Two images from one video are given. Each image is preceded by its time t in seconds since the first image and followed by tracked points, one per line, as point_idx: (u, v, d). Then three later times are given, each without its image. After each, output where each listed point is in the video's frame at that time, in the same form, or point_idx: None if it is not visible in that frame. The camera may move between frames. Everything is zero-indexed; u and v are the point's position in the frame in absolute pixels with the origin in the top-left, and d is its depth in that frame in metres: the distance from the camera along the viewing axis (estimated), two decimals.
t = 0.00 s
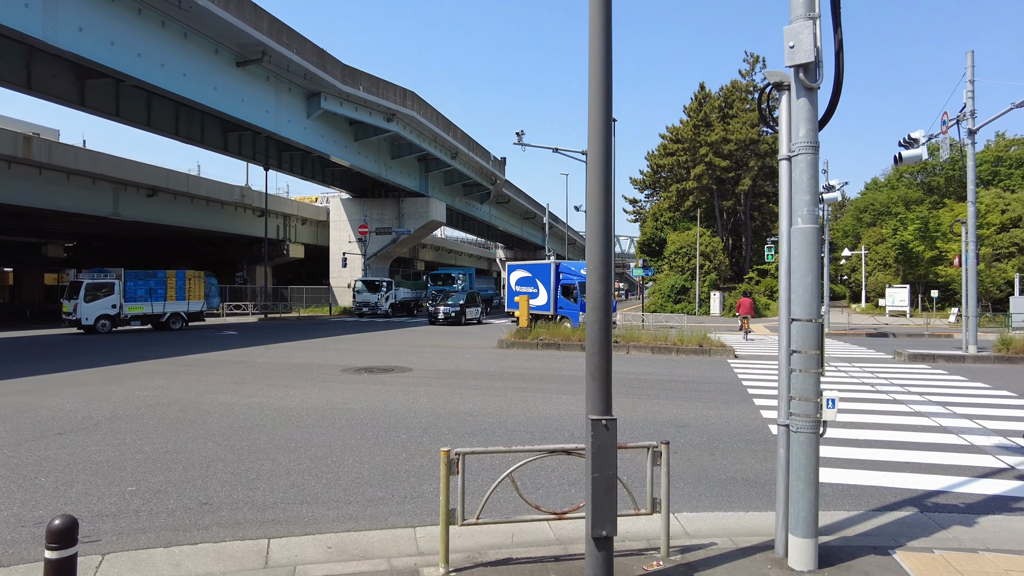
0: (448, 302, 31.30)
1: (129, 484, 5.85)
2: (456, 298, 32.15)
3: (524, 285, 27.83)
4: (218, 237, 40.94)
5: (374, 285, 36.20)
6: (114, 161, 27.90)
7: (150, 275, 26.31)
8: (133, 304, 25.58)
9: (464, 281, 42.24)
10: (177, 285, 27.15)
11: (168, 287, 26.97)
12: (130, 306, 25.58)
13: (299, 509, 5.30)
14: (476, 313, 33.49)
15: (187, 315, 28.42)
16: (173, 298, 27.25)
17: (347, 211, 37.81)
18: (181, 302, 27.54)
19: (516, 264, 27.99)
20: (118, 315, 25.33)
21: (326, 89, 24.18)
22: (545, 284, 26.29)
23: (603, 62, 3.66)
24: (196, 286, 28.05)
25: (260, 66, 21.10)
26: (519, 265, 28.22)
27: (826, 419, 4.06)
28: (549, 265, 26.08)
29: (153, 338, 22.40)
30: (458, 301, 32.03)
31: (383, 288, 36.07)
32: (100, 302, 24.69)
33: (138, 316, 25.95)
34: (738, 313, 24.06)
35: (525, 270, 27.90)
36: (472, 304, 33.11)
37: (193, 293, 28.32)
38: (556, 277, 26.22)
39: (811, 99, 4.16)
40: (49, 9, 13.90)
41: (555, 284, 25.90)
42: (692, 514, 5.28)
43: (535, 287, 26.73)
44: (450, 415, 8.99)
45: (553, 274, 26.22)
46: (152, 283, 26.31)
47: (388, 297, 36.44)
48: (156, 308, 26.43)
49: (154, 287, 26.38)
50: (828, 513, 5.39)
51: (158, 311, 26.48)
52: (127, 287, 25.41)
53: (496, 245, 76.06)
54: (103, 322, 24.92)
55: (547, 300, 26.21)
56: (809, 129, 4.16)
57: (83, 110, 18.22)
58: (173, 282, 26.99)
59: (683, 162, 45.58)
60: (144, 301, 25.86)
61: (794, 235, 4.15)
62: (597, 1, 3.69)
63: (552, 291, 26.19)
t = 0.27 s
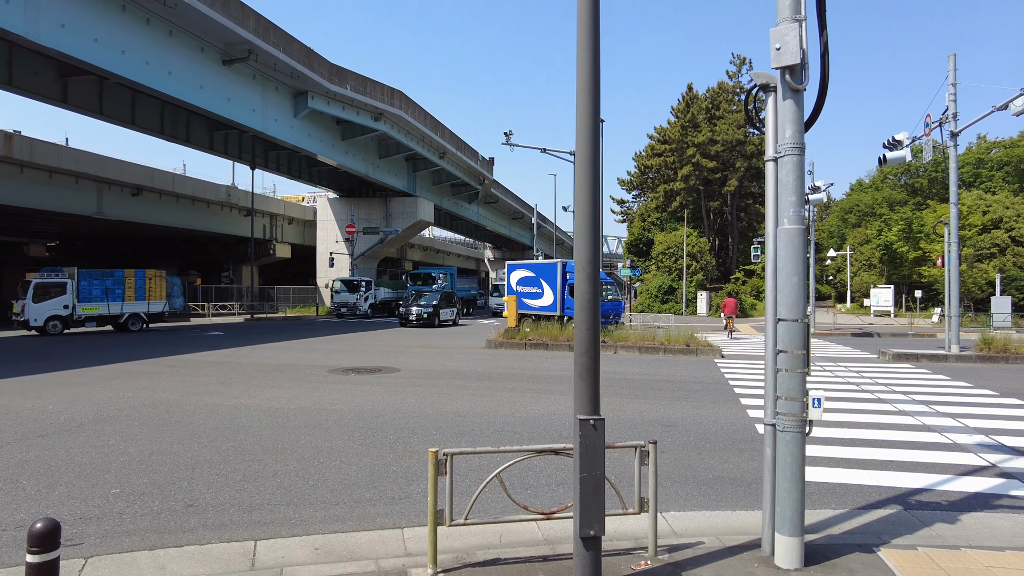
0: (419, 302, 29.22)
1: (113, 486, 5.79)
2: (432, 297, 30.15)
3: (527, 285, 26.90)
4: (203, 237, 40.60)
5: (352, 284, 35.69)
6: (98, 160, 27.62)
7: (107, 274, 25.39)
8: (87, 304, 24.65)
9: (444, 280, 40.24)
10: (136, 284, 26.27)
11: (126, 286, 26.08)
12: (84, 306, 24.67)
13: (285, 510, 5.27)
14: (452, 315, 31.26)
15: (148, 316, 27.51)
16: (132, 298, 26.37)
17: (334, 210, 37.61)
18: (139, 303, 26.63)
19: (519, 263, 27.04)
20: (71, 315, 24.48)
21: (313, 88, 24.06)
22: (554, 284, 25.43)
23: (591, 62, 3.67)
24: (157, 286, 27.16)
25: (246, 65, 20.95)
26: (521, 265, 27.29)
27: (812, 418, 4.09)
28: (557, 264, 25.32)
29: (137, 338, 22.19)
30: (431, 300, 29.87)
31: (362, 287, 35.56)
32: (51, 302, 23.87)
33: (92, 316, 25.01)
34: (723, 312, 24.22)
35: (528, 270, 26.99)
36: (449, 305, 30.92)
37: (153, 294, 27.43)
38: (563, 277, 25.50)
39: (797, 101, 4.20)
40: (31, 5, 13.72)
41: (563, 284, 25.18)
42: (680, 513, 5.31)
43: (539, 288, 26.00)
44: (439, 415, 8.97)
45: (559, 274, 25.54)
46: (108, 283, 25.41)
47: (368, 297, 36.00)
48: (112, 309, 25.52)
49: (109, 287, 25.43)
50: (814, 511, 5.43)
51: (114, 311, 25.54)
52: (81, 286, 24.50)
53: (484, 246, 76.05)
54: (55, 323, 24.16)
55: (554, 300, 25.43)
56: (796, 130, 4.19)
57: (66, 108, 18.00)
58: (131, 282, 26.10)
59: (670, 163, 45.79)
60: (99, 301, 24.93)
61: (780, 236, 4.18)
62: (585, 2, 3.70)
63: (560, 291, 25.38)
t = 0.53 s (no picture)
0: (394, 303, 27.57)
1: (103, 487, 5.74)
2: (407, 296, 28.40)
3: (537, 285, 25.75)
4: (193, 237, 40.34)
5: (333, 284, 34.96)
6: (87, 159, 27.39)
7: (65, 274, 24.53)
8: (43, 305, 23.76)
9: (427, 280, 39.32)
10: (97, 284, 25.38)
11: (85, 286, 25.19)
12: (40, 307, 23.77)
13: (277, 511, 5.24)
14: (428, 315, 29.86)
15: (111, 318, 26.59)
16: (93, 298, 25.48)
17: (325, 210, 37.45)
18: (101, 304, 25.75)
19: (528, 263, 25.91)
20: (27, 316, 23.58)
21: (304, 87, 23.96)
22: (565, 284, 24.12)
23: (584, 62, 3.67)
24: (119, 286, 26.34)
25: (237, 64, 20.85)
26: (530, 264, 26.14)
27: (803, 418, 4.11)
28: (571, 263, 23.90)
29: (127, 338, 22.02)
30: (405, 301, 28.15)
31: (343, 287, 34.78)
32: (5, 303, 23.02)
33: (49, 318, 24.10)
34: (714, 313, 24.28)
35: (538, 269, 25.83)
36: (425, 305, 29.47)
37: (116, 294, 26.53)
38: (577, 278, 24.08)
39: (788, 102, 4.22)
40: (19, 2, 13.60)
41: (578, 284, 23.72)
42: (672, 513, 5.32)
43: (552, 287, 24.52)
44: (431, 416, 8.96)
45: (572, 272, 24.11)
46: (67, 283, 24.53)
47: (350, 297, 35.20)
48: (71, 309, 24.59)
49: (68, 287, 24.54)
50: (806, 510, 5.46)
51: (73, 313, 24.60)
52: (37, 286, 23.65)
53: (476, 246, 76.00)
54: (9, 324, 23.23)
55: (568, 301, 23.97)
56: (787, 131, 4.21)
57: (54, 107, 17.85)
58: (92, 281, 25.27)
59: (662, 163, 45.90)
60: (57, 301, 24.02)
61: (772, 236, 4.20)
62: (578, 2, 3.70)
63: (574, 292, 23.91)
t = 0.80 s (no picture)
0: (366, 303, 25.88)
1: (96, 488, 5.71)
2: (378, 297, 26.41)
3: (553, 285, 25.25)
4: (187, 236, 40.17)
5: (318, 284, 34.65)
6: (79, 158, 27.23)
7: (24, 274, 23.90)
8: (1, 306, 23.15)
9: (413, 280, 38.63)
10: (57, 285, 24.79)
11: (46, 286, 24.57)
12: None
13: (271, 512, 5.23)
14: (403, 316, 28.02)
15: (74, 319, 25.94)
16: (54, 299, 24.86)
17: (319, 210, 37.33)
18: (63, 304, 25.14)
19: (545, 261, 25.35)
20: None
21: (298, 86, 23.89)
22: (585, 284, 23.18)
23: (579, 62, 3.67)
24: (83, 286, 25.76)
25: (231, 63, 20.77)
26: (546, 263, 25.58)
27: (797, 418, 4.12)
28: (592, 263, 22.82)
29: (119, 339, 21.90)
30: (378, 302, 26.39)
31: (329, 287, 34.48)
32: None
33: (8, 319, 23.48)
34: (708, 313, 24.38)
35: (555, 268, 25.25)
36: (400, 307, 27.47)
37: (79, 294, 25.92)
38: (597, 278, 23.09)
39: (782, 103, 4.23)
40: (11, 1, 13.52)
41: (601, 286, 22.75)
42: (667, 513, 5.33)
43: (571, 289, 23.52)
44: (426, 416, 8.94)
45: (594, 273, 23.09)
46: (25, 283, 23.89)
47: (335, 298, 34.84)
48: (30, 310, 23.95)
49: (27, 287, 23.91)
50: (799, 510, 5.48)
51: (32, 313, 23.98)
52: None
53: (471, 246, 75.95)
54: None
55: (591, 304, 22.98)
56: (781, 132, 4.22)
57: (46, 106, 17.75)
58: (53, 281, 24.70)
59: (656, 164, 45.97)
60: (15, 302, 23.40)
61: (766, 236, 4.20)
62: (573, 2, 3.70)
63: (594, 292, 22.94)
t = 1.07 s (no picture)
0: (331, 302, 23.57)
1: (92, 490, 5.69)
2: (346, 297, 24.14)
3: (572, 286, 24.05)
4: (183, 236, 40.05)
5: (303, 285, 34.77)
6: (74, 158, 27.13)
7: None
8: None
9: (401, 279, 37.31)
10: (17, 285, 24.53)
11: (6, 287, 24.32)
12: None
13: (268, 513, 5.21)
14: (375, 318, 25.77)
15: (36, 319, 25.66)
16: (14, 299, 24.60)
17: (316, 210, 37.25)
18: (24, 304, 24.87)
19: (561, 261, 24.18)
20: None
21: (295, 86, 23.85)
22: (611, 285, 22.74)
23: (577, 63, 3.67)
24: (44, 285, 25.51)
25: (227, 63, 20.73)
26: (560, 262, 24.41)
27: (795, 417, 4.13)
28: (616, 263, 22.53)
29: (115, 339, 21.82)
30: (345, 303, 23.99)
31: (314, 288, 34.62)
32: None
33: None
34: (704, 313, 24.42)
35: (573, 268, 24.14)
36: (371, 308, 25.36)
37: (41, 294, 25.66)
38: (622, 278, 22.78)
39: (780, 103, 4.23)
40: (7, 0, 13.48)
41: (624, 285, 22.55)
42: (664, 512, 5.33)
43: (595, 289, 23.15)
44: (423, 417, 8.92)
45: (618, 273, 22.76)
46: None
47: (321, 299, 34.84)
48: None
49: None
50: (796, 510, 5.48)
51: None
52: None
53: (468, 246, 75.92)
54: None
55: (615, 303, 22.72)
56: (778, 133, 4.23)
57: (41, 105, 17.69)
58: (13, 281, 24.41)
59: (653, 164, 46.02)
60: None
61: (763, 237, 4.21)
62: (570, 1, 3.70)
63: (619, 293, 22.67)
